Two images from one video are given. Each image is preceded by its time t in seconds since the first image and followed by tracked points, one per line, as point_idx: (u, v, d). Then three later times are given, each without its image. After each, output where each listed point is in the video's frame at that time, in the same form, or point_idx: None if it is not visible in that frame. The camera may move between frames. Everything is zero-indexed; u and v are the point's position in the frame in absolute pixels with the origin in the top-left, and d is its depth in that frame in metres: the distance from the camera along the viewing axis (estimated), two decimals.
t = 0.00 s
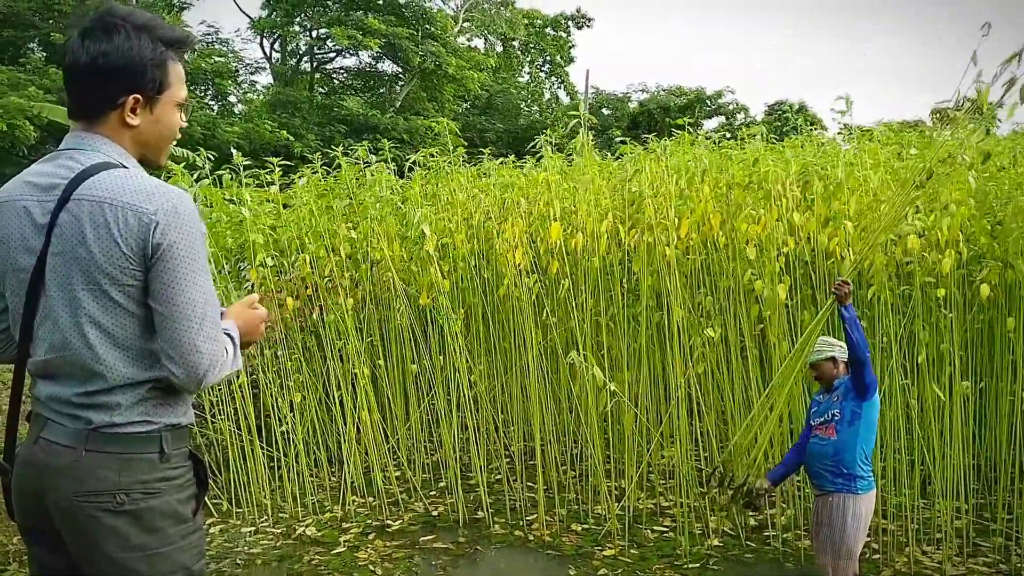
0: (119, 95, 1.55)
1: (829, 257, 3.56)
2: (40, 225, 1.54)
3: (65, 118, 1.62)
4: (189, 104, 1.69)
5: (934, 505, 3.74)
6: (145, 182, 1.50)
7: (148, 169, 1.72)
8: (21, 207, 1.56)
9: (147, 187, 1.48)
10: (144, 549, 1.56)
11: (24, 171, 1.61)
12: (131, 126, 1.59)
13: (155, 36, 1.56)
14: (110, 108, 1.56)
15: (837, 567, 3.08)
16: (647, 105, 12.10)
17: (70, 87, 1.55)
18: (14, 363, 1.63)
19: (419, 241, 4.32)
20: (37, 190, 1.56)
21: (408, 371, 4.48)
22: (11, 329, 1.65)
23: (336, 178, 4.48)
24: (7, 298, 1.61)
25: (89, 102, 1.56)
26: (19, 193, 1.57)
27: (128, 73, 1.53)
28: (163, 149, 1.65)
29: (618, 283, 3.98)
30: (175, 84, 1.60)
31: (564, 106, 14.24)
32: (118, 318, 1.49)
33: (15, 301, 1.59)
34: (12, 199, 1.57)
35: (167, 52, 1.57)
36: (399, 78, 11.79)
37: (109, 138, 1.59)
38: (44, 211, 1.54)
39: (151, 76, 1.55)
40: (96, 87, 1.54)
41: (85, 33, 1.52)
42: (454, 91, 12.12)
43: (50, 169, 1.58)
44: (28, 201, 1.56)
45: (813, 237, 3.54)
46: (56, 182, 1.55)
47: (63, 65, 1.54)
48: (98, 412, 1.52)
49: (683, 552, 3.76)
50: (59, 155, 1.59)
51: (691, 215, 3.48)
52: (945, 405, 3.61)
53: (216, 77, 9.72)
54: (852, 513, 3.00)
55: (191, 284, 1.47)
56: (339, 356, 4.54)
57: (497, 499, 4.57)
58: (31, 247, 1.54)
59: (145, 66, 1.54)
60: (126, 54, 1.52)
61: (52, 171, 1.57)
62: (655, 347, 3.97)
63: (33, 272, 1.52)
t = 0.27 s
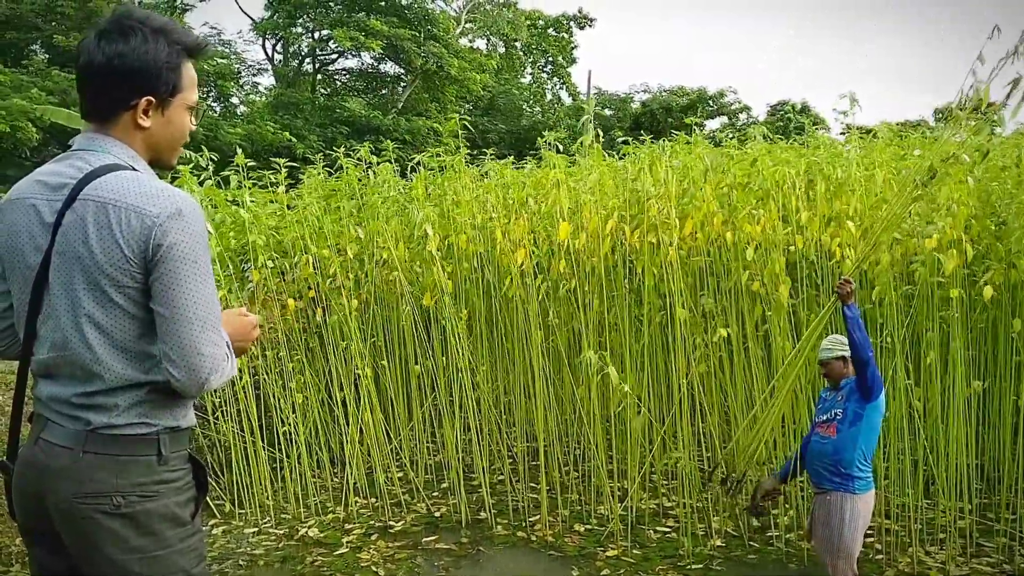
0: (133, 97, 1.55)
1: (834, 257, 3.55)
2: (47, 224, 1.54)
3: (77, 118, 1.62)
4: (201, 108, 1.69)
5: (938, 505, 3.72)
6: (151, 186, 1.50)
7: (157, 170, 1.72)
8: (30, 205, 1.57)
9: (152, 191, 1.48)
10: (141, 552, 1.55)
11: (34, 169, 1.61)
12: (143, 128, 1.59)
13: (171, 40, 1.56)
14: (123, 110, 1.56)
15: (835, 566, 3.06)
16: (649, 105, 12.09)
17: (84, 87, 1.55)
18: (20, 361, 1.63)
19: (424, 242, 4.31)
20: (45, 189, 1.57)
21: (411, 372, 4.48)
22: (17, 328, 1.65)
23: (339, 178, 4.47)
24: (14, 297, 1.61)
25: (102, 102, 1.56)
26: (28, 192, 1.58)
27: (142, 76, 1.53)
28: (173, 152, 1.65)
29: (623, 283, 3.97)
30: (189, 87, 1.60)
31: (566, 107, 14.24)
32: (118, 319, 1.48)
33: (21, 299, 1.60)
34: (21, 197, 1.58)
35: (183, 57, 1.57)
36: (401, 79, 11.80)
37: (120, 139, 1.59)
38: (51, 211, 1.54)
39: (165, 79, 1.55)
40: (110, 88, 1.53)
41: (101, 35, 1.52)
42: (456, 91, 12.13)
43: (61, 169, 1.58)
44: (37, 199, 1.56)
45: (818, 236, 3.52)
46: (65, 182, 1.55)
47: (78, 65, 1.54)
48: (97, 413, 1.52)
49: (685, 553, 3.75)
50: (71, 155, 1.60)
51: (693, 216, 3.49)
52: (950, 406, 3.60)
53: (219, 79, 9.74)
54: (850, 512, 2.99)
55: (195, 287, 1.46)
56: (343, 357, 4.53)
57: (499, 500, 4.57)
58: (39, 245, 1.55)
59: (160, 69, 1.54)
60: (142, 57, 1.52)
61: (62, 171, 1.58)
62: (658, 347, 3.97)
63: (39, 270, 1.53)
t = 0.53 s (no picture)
0: (135, 99, 1.55)
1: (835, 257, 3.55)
2: (49, 225, 1.55)
3: (80, 120, 1.63)
4: (203, 109, 1.70)
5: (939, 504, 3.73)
6: (152, 187, 1.50)
7: (161, 171, 1.72)
8: (31, 207, 1.57)
9: (154, 191, 1.49)
10: (145, 553, 1.56)
11: (36, 171, 1.62)
12: (146, 130, 1.59)
13: (172, 41, 1.57)
14: (126, 112, 1.57)
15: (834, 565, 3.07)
16: (649, 105, 12.09)
17: (87, 89, 1.55)
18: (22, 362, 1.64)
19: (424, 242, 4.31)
20: (47, 190, 1.57)
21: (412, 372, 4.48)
22: (20, 329, 1.66)
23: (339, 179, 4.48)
24: (16, 298, 1.62)
25: (104, 104, 1.56)
26: (30, 193, 1.58)
27: (145, 78, 1.53)
28: (176, 153, 1.66)
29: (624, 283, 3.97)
30: (191, 89, 1.60)
31: (566, 107, 14.24)
32: (120, 320, 1.49)
33: (23, 301, 1.60)
34: (22, 199, 1.58)
35: (184, 58, 1.58)
36: (401, 80, 11.80)
37: (123, 141, 1.60)
38: (53, 212, 1.55)
39: (167, 81, 1.55)
40: (113, 91, 1.54)
41: (103, 37, 1.53)
42: (456, 92, 12.14)
43: (63, 170, 1.59)
44: (39, 201, 1.57)
45: (817, 236, 3.53)
46: (67, 184, 1.56)
47: (80, 68, 1.54)
48: (100, 414, 1.52)
49: (686, 553, 3.76)
50: (73, 156, 1.60)
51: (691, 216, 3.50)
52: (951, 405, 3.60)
53: (219, 81, 9.76)
54: (849, 510, 2.99)
55: (195, 287, 1.47)
56: (344, 358, 4.54)
57: (500, 500, 4.57)
58: (41, 248, 1.55)
59: (162, 71, 1.54)
60: (145, 59, 1.52)
61: (64, 172, 1.58)
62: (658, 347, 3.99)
63: (41, 271, 1.53)
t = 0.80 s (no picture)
0: (137, 101, 1.55)
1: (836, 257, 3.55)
2: (50, 228, 1.55)
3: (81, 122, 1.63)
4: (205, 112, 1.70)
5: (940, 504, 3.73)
6: (153, 189, 1.50)
7: (161, 173, 1.72)
8: (32, 210, 1.57)
9: (154, 193, 1.49)
10: (147, 556, 1.56)
11: (37, 174, 1.62)
12: (148, 132, 1.60)
13: (174, 44, 1.57)
14: (127, 115, 1.57)
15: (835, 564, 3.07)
16: (649, 105, 12.10)
17: (89, 92, 1.55)
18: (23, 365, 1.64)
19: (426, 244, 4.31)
20: (48, 193, 1.57)
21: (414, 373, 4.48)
22: (21, 332, 1.66)
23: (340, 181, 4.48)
24: (17, 301, 1.62)
25: (106, 107, 1.56)
26: (31, 196, 1.58)
27: (147, 81, 1.53)
28: (177, 156, 1.66)
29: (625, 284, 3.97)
30: (192, 91, 1.60)
31: (566, 107, 14.24)
32: (121, 322, 1.49)
33: (24, 303, 1.60)
34: (24, 201, 1.59)
35: (186, 61, 1.58)
36: (401, 81, 11.81)
37: (124, 143, 1.60)
38: (54, 214, 1.55)
39: (169, 84, 1.55)
40: (114, 93, 1.54)
41: (105, 39, 1.53)
42: (456, 93, 12.14)
43: (64, 172, 1.59)
44: (40, 203, 1.57)
45: (818, 236, 3.53)
46: (68, 186, 1.56)
47: (81, 70, 1.55)
48: (102, 417, 1.53)
49: (688, 554, 3.76)
50: (74, 159, 1.61)
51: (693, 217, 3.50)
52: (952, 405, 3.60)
53: (219, 83, 9.77)
54: (849, 509, 2.99)
55: (193, 288, 1.46)
56: (345, 359, 4.54)
57: (502, 501, 4.57)
58: (42, 250, 1.56)
59: (164, 74, 1.54)
60: (147, 62, 1.52)
61: (65, 175, 1.58)
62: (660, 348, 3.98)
63: (42, 274, 1.54)
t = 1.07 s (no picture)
0: (135, 110, 1.56)
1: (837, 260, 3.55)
2: (49, 236, 1.56)
3: (80, 131, 1.63)
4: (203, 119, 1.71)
5: (944, 506, 3.71)
6: (152, 195, 1.51)
7: (161, 181, 1.73)
8: (32, 218, 1.58)
9: (153, 200, 1.50)
10: (147, 563, 1.56)
11: (37, 182, 1.63)
12: (146, 140, 1.60)
13: (172, 53, 1.58)
14: (126, 123, 1.58)
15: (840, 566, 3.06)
16: (650, 109, 12.11)
17: (87, 100, 1.56)
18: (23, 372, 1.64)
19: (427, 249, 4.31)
20: (48, 201, 1.58)
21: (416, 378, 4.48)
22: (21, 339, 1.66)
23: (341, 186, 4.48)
24: (17, 308, 1.63)
25: (104, 115, 1.57)
26: (31, 204, 1.59)
27: (145, 89, 1.54)
28: (176, 164, 1.67)
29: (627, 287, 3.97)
30: (191, 99, 1.61)
31: (567, 112, 14.26)
32: (121, 329, 1.49)
33: (25, 311, 1.61)
34: (24, 209, 1.59)
35: (184, 69, 1.59)
36: (402, 86, 11.83)
37: (123, 151, 1.60)
38: (53, 222, 1.56)
39: (168, 92, 1.56)
40: (113, 102, 1.55)
41: (103, 48, 1.54)
42: (457, 98, 12.16)
43: (64, 180, 1.60)
44: (39, 211, 1.58)
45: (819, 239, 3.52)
46: (68, 194, 1.57)
47: (80, 79, 1.55)
48: (102, 424, 1.53)
49: (691, 557, 3.75)
50: (74, 167, 1.61)
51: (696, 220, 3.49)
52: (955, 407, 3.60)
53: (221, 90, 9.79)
54: (854, 511, 2.99)
55: (192, 292, 1.46)
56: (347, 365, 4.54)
57: (505, 506, 4.57)
58: (41, 258, 1.56)
59: (163, 82, 1.55)
60: (145, 70, 1.53)
61: (65, 183, 1.59)
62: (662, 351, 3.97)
63: (42, 281, 1.54)
